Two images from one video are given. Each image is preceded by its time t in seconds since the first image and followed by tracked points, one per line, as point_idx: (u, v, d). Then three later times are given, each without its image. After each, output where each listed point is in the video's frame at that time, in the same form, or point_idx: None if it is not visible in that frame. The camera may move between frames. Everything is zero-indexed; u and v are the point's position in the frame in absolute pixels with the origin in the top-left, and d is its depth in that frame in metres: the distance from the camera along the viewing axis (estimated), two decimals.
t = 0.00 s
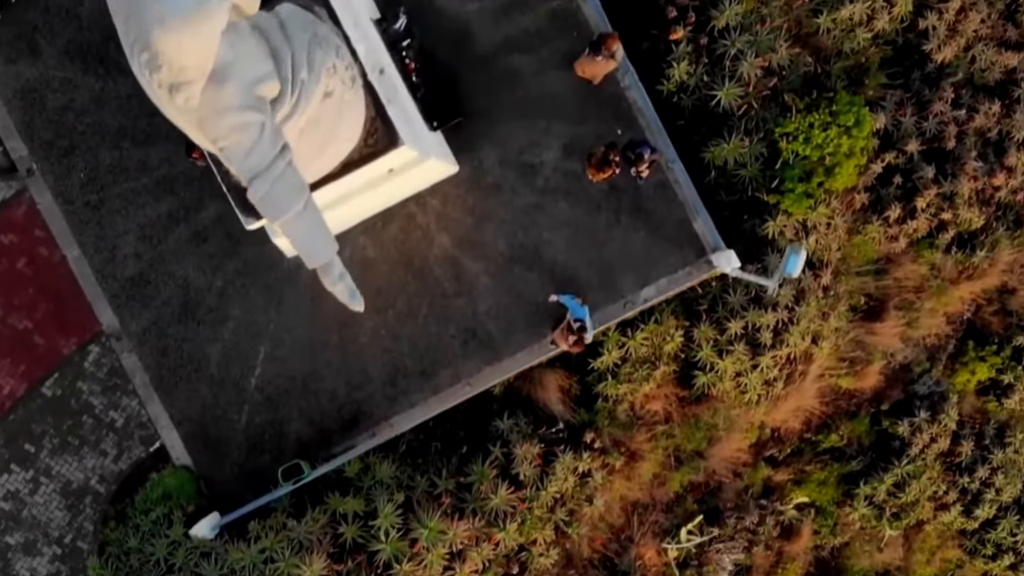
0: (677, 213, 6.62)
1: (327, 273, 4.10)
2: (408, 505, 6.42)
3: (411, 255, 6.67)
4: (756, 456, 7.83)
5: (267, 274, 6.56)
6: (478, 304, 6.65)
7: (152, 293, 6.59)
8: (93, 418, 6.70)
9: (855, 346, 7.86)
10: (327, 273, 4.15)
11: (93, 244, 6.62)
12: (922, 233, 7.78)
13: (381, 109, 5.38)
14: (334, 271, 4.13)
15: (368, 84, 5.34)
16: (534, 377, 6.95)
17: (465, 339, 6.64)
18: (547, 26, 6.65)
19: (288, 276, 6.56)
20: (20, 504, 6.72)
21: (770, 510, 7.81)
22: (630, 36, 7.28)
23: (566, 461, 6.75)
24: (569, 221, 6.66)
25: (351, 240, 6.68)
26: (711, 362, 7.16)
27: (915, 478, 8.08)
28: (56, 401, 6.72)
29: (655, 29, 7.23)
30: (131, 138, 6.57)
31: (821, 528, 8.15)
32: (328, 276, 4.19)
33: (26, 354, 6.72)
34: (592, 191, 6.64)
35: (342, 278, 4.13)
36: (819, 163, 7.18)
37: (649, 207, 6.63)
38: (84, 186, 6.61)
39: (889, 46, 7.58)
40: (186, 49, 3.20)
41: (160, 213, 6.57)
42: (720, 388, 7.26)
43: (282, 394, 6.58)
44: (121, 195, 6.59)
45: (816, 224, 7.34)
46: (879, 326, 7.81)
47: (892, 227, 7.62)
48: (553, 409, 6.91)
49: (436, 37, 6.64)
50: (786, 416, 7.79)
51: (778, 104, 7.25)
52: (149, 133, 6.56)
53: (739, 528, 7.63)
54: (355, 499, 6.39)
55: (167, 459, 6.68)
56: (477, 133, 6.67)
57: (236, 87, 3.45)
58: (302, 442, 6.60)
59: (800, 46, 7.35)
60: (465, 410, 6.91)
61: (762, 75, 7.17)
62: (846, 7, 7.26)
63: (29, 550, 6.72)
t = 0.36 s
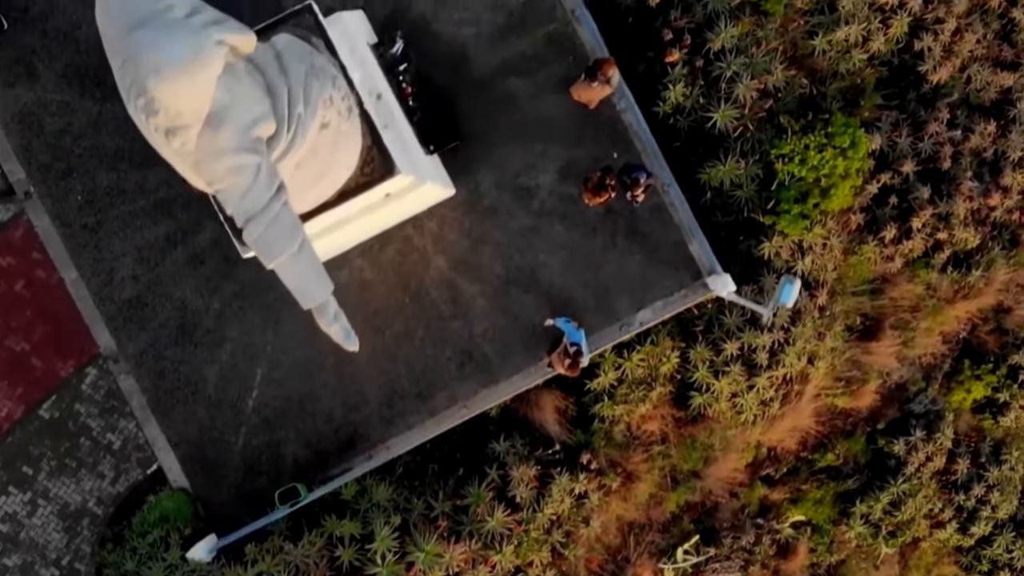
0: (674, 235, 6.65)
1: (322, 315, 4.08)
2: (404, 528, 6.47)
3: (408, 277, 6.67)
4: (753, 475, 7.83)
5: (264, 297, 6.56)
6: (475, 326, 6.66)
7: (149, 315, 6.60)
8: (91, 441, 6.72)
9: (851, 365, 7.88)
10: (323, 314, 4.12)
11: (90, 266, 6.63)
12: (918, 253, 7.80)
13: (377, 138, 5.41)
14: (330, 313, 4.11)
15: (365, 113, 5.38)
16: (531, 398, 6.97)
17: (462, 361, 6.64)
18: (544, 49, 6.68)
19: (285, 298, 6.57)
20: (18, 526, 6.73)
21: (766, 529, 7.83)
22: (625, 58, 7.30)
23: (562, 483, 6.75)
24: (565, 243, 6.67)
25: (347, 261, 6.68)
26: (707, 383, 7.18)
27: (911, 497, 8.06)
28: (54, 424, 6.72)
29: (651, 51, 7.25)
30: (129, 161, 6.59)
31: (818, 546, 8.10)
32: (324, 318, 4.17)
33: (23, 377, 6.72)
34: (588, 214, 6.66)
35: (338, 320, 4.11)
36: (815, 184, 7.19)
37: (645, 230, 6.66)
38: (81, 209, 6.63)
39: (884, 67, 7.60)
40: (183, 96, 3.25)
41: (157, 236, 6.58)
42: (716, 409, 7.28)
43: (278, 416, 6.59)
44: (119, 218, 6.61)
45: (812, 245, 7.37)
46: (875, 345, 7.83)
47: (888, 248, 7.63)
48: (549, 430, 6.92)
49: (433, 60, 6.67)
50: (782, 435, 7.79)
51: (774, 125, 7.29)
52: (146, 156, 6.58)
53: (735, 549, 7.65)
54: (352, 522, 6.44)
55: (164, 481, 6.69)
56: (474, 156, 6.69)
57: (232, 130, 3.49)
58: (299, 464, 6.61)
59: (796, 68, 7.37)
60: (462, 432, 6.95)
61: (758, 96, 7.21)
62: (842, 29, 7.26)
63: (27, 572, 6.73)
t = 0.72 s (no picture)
0: (669, 260, 6.67)
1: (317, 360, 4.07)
2: (400, 553, 6.51)
3: (404, 302, 6.69)
4: (748, 496, 7.87)
5: (260, 321, 6.57)
6: (471, 351, 6.66)
7: (145, 340, 6.62)
8: (87, 465, 6.73)
9: (846, 387, 7.90)
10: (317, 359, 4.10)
11: (87, 291, 6.65)
12: (913, 274, 7.81)
13: (373, 170, 5.47)
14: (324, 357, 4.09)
15: (360, 144, 5.41)
16: (527, 422, 7.01)
17: (458, 386, 6.65)
18: (539, 75, 6.70)
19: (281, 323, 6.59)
20: (15, 550, 6.75)
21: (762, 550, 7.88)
22: (621, 82, 7.33)
23: (558, 507, 6.78)
24: (561, 268, 6.68)
25: (343, 286, 6.69)
26: (702, 406, 7.21)
27: (906, 516, 8.06)
28: (51, 449, 6.74)
29: (646, 75, 7.28)
30: (126, 187, 6.61)
31: (813, 566, 8.12)
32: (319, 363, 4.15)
33: (20, 401, 6.74)
34: (584, 239, 6.67)
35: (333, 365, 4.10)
36: (810, 208, 7.23)
37: (641, 255, 6.68)
38: (78, 234, 6.64)
39: (880, 90, 7.62)
40: (177, 142, 3.30)
41: (154, 261, 6.60)
42: (711, 431, 7.30)
43: (274, 441, 6.61)
44: (116, 243, 6.62)
45: (807, 267, 7.37)
46: (869, 367, 7.87)
47: (883, 269, 7.64)
48: (546, 454, 6.98)
49: (429, 86, 6.69)
50: (778, 456, 7.83)
51: (769, 149, 7.31)
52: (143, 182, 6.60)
53: (731, 570, 7.69)
54: (348, 547, 6.47)
55: (161, 505, 6.71)
56: (470, 181, 6.71)
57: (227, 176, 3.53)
58: (295, 489, 6.62)
59: (791, 91, 7.39)
60: (456, 456, 6.95)
61: (753, 120, 7.24)
62: (837, 53, 7.28)
63: None
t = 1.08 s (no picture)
0: (665, 283, 6.68)
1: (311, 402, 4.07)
2: None
3: (400, 325, 6.70)
4: (744, 516, 7.90)
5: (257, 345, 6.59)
6: (467, 374, 6.67)
7: (142, 364, 6.63)
8: (84, 487, 6.75)
9: (842, 407, 7.92)
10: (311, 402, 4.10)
11: (85, 314, 6.66)
12: (909, 294, 7.82)
13: (369, 198, 5.48)
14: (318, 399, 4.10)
15: (356, 172, 5.44)
16: (523, 443, 7.06)
17: (453, 409, 6.66)
18: (535, 98, 6.73)
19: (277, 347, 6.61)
20: (12, 572, 6.76)
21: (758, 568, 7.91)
22: (616, 104, 7.34)
23: (554, 529, 6.83)
24: (557, 291, 6.69)
25: (340, 309, 6.71)
26: (698, 426, 7.22)
27: (902, 535, 8.08)
28: (48, 471, 6.77)
29: (642, 97, 7.29)
30: (123, 210, 6.62)
31: None
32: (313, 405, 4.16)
33: (18, 423, 6.76)
34: (580, 262, 6.68)
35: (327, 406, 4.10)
36: (805, 229, 7.29)
37: (637, 277, 6.69)
38: (75, 258, 6.66)
39: (875, 111, 7.65)
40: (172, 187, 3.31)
41: (151, 284, 6.62)
42: (707, 451, 7.31)
43: (270, 464, 6.62)
44: (113, 266, 6.64)
45: (803, 288, 7.40)
46: (865, 387, 7.89)
47: (879, 289, 7.66)
48: (542, 475, 7.00)
49: (425, 111, 6.72)
50: (774, 475, 7.90)
51: (764, 170, 7.35)
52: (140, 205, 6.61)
53: None
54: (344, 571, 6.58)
55: (157, 527, 6.72)
56: (466, 204, 6.72)
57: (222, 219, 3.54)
58: (291, 511, 6.64)
59: (786, 112, 7.40)
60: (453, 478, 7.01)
61: (749, 142, 7.27)
62: (833, 74, 7.30)
63: None
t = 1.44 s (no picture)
0: (659, 311, 6.71)
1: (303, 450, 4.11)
2: None
3: (396, 352, 6.71)
4: (739, 540, 7.93)
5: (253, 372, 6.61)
6: (463, 402, 6.69)
7: (138, 391, 6.65)
8: (81, 514, 6.78)
9: (837, 430, 7.94)
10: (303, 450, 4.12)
11: (81, 341, 6.67)
12: (904, 317, 7.85)
13: (363, 232, 5.49)
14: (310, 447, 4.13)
15: (350, 208, 5.46)
16: (518, 470, 7.16)
17: (449, 436, 6.69)
18: (530, 126, 6.77)
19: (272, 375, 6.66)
20: None
21: None
22: (611, 131, 7.37)
23: (549, 556, 6.91)
24: (552, 319, 6.71)
25: (335, 336, 6.70)
26: (693, 451, 7.24)
27: (896, 557, 8.10)
28: (45, 498, 6.79)
29: (637, 123, 7.33)
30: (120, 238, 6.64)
31: None
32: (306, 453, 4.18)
33: (15, 451, 6.78)
34: (575, 289, 6.71)
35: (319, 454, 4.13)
36: (799, 255, 7.29)
37: (632, 305, 6.71)
38: (72, 285, 6.67)
39: (869, 136, 7.68)
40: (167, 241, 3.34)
41: (147, 312, 6.64)
42: (702, 476, 7.33)
43: (266, 491, 6.65)
44: (109, 294, 6.65)
45: (798, 313, 7.42)
46: (860, 410, 7.91)
47: (873, 313, 7.68)
48: (538, 501, 7.11)
49: (420, 139, 6.75)
50: (769, 498, 7.92)
51: (759, 197, 7.37)
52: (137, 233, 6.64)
53: None
54: None
55: (154, 554, 6.75)
56: (461, 232, 6.75)
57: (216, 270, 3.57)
58: (287, 538, 6.66)
59: (780, 138, 7.43)
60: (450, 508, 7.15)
61: (743, 168, 7.30)
62: (827, 100, 7.32)
63: None
